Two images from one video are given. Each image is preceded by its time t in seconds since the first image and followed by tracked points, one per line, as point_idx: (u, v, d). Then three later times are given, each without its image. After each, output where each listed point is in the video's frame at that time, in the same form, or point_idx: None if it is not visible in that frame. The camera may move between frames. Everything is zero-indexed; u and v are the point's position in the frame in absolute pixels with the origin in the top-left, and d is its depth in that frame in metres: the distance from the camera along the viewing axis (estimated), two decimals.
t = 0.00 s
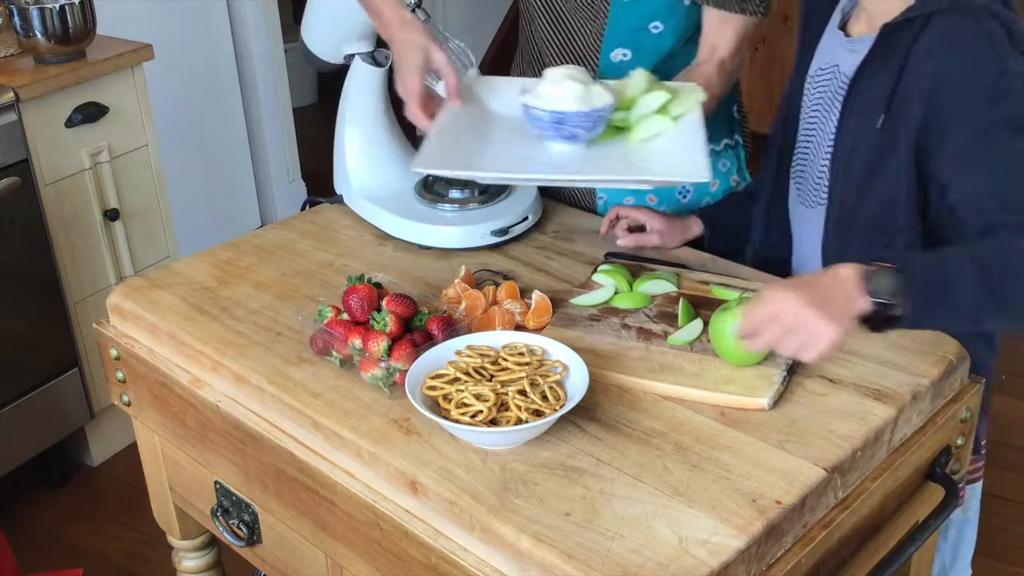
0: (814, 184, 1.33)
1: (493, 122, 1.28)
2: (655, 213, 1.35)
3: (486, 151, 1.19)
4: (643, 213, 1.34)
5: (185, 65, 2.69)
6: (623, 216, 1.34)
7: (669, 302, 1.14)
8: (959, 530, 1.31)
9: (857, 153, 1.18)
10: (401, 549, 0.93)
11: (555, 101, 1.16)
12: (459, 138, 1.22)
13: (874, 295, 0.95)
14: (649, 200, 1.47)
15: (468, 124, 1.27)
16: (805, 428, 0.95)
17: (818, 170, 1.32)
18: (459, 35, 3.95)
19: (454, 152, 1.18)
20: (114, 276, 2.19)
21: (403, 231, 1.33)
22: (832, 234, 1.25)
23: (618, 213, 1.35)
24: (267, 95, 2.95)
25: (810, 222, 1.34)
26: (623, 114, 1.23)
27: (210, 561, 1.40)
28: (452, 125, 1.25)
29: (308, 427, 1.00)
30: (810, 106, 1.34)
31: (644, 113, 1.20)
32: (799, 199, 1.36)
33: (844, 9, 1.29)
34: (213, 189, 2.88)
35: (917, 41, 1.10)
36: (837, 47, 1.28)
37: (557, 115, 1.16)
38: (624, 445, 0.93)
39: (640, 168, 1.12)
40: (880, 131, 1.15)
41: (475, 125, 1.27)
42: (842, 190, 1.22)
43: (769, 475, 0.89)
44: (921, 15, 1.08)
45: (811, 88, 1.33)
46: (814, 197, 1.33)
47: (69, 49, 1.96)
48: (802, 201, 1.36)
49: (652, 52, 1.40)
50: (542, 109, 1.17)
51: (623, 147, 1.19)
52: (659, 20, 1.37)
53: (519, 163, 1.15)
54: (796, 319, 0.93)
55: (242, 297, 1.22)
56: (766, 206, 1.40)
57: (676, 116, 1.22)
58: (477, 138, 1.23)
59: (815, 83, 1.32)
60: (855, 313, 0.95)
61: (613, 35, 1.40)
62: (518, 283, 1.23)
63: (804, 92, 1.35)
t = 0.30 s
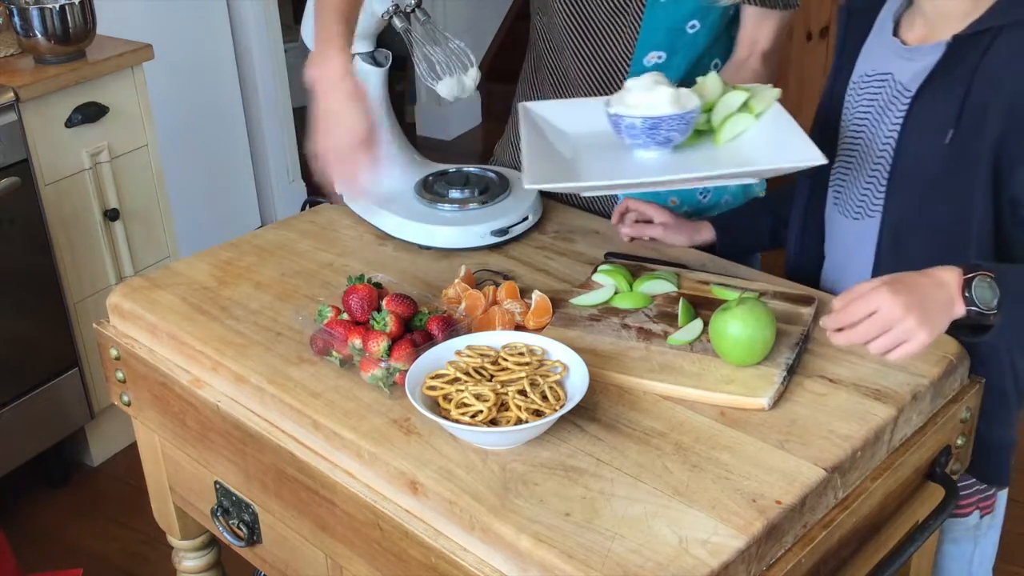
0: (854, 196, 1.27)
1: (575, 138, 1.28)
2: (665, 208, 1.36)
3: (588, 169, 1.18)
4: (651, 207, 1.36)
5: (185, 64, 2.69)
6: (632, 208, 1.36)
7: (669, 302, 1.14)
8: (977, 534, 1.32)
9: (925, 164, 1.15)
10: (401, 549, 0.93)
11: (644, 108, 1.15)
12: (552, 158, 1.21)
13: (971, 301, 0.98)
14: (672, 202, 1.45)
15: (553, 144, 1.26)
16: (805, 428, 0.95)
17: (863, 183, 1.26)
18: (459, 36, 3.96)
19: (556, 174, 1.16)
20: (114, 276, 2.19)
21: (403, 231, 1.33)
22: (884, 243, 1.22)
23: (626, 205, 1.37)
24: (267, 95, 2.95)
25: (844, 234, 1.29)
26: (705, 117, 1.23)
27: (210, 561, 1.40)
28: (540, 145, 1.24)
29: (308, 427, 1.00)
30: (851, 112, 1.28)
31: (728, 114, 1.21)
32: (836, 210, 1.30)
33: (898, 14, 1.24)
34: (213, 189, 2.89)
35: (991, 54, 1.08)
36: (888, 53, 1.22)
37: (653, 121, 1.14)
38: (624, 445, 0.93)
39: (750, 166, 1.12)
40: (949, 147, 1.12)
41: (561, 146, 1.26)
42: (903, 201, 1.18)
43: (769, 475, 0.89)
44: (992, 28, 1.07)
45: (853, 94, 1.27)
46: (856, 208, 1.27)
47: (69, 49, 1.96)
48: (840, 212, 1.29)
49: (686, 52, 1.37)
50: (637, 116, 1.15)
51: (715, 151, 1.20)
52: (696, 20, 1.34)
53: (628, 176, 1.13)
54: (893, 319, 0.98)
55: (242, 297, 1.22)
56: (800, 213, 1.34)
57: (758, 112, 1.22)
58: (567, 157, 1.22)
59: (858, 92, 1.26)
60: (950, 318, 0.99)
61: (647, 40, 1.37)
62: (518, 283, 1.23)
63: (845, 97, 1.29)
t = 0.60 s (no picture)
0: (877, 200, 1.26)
1: (618, 139, 1.29)
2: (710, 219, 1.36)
3: (639, 177, 1.18)
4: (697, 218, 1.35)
5: (185, 64, 2.69)
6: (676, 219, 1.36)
7: (669, 302, 1.14)
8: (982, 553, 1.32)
9: (949, 171, 1.14)
10: (401, 549, 0.93)
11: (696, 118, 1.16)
12: (601, 162, 1.21)
13: (971, 330, 0.98)
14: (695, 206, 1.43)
15: (598, 146, 1.26)
16: (806, 428, 0.95)
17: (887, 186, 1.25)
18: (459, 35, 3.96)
19: (606, 180, 1.16)
20: (114, 276, 2.19)
21: (403, 231, 1.33)
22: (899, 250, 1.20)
23: (672, 215, 1.36)
24: (267, 96, 2.95)
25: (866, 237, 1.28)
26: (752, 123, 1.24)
27: (210, 561, 1.40)
28: (586, 146, 1.24)
29: (308, 427, 1.00)
30: (884, 114, 1.27)
31: (775, 121, 1.22)
32: (858, 213, 1.29)
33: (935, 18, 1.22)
34: (212, 189, 2.89)
35: None
36: (924, 57, 1.21)
37: (705, 129, 1.15)
38: (624, 445, 0.93)
39: (803, 177, 1.14)
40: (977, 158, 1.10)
41: (604, 148, 1.27)
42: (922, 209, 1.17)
43: (769, 475, 0.89)
44: None
45: (887, 97, 1.26)
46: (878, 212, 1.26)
47: (69, 49, 1.96)
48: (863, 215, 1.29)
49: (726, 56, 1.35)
50: (689, 124, 1.16)
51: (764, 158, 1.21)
52: (736, 24, 1.32)
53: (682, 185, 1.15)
54: (895, 336, 0.97)
55: (242, 297, 1.22)
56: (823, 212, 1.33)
57: (804, 120, 1.24)
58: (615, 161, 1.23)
59: (892, 94, 1.25)
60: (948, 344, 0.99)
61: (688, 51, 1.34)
62: (518, 283, 1.23)
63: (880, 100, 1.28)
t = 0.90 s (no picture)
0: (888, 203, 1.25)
1: (634, 145, 1.29)
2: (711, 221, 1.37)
3: (653, 181, 1.19)
4: (699, 221, 1.36)
5: (185, 65, 2.69)
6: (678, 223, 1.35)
7: (668, 302, 1.14)
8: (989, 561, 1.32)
9: (968, 180, 1.13)
10: (401, 550, 0.93)
11: (712, 126, 1.16)
12: (614, 169, 1.21)
13: (959, 343, 1.00)
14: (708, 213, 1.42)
15: (612, 150, 1.27)
16: (806, 428, 0.95)
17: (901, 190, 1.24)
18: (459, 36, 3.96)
19: (621, 184, 1.17)
20: (114, 276, 2.19)
21: (404, 231, 1.33)
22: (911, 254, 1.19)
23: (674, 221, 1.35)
24: (267, 96, 2.95)
25: (875, 240, 1.27)
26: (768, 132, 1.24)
27: (210, 561, 1.40)
28: (599, 156, 1.23)
29: (308, 427, 1.00)
30: (899, 116, 1.25)
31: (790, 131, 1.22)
32: (869, 216, 1.28)
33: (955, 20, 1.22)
34: (212, 189, 2.89)
35: None
36: (945, 61, 1.20)
37: (721, 140, 1.15)
38: (624, 445, 0.94)
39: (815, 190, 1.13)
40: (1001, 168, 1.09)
41: (619, 151, 1.27)
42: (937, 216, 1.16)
43: (769, 475, 0.89)
44: None
45: (903, 99, 1.25)
46: (888, 215, 1.25)
47: (69, 49, 1.96)
48: (874, 218, 1.28)
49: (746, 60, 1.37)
50: (706, 134, 1.16)
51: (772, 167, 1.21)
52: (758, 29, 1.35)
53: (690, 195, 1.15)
54: (899, 350, 0.98)
55: (242, 297, 1.22)
56: (835, 213, 1.34)
57: (820, 129, 1.24)
58: (625, 168, 1.23)
59: (909, 96, 1.24)
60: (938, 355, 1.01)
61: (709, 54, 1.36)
62: (519, 283, 1.23)
63: (896, 100, 1.27)
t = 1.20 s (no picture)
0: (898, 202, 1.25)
1: (636, 147, 1.29)
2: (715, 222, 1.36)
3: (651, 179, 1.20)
4: (702, 224, 1.35)
5: (184, 65, 2.68)
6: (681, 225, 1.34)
7: (668, 302, 1.14)
8: (994, 562, 1.31)
9: (981, 181, 1.11)
10: (401, 550, 0.93)
11: (708, 124, 1.16)
12: (611, 167, 1.21)
13: (964, 344, 1.01)
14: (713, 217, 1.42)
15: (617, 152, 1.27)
16: (806, 428, 0.95)
17: (911, 190, 1.23)
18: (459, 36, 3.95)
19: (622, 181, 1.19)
20: (114, 276, 2.19)
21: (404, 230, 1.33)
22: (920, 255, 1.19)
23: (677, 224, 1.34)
24: (266, 95, 2.95)
25: (884, 240, 1.27)
26: (770, 134, 1.24)
27: (210, 561, 1.40)
28: (600, 157, 1.24)
29: (308, 427, 1.00)
30: (908, 116, 1.25)
31: (790, 135, 1.22)
32: (878, 216, 1.28)
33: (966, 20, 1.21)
34: (212, 189, 2.88)
35: None
36: (958, 61, 1.20)
37: (714, 138, 1.15)
38: (624, 445, 0.94)
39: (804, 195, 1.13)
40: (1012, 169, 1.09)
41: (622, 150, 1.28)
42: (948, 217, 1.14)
43: (769, 475, 0.89)
44: None
45: (913, 99, 1.25)
46: (897, 215, 1.25)
47: (69, 49, 1.96)
48: (884, 218, 1.27)
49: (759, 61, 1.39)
50: (699, 132, 1.16)
51: (767, 172, 1.21)
52: (773, 31, 1.36)
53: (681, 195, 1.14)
54: (910, 351, 0.98)
55: (242, 297, 1.22)
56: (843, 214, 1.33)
57: (823, 134, 1.23)
58: (624, 167, 1.23)
59: (919, 96, 1.24)
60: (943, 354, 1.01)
61: (722, 52, 1.36)
62: (519, 283, 1.23)
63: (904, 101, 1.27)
